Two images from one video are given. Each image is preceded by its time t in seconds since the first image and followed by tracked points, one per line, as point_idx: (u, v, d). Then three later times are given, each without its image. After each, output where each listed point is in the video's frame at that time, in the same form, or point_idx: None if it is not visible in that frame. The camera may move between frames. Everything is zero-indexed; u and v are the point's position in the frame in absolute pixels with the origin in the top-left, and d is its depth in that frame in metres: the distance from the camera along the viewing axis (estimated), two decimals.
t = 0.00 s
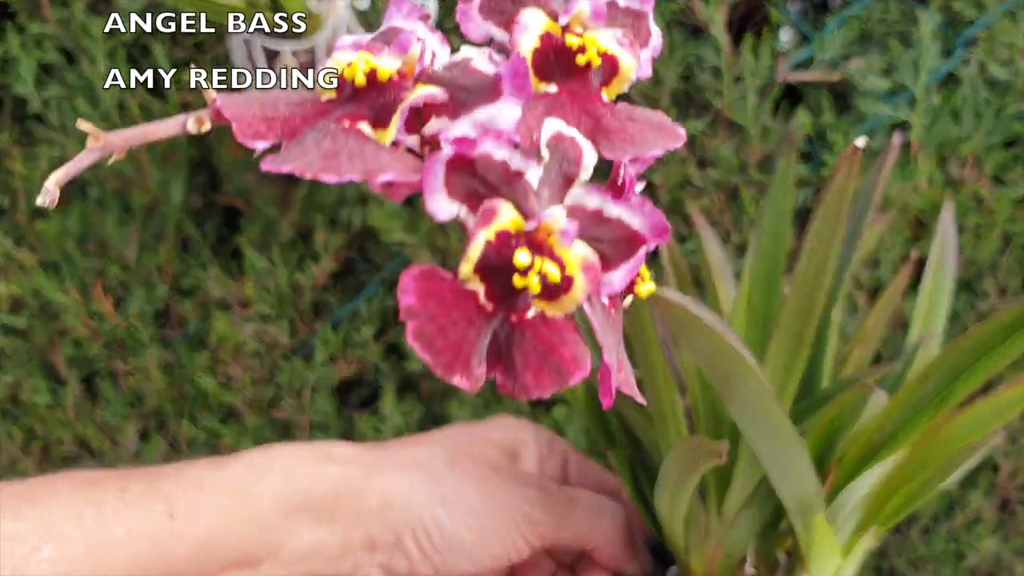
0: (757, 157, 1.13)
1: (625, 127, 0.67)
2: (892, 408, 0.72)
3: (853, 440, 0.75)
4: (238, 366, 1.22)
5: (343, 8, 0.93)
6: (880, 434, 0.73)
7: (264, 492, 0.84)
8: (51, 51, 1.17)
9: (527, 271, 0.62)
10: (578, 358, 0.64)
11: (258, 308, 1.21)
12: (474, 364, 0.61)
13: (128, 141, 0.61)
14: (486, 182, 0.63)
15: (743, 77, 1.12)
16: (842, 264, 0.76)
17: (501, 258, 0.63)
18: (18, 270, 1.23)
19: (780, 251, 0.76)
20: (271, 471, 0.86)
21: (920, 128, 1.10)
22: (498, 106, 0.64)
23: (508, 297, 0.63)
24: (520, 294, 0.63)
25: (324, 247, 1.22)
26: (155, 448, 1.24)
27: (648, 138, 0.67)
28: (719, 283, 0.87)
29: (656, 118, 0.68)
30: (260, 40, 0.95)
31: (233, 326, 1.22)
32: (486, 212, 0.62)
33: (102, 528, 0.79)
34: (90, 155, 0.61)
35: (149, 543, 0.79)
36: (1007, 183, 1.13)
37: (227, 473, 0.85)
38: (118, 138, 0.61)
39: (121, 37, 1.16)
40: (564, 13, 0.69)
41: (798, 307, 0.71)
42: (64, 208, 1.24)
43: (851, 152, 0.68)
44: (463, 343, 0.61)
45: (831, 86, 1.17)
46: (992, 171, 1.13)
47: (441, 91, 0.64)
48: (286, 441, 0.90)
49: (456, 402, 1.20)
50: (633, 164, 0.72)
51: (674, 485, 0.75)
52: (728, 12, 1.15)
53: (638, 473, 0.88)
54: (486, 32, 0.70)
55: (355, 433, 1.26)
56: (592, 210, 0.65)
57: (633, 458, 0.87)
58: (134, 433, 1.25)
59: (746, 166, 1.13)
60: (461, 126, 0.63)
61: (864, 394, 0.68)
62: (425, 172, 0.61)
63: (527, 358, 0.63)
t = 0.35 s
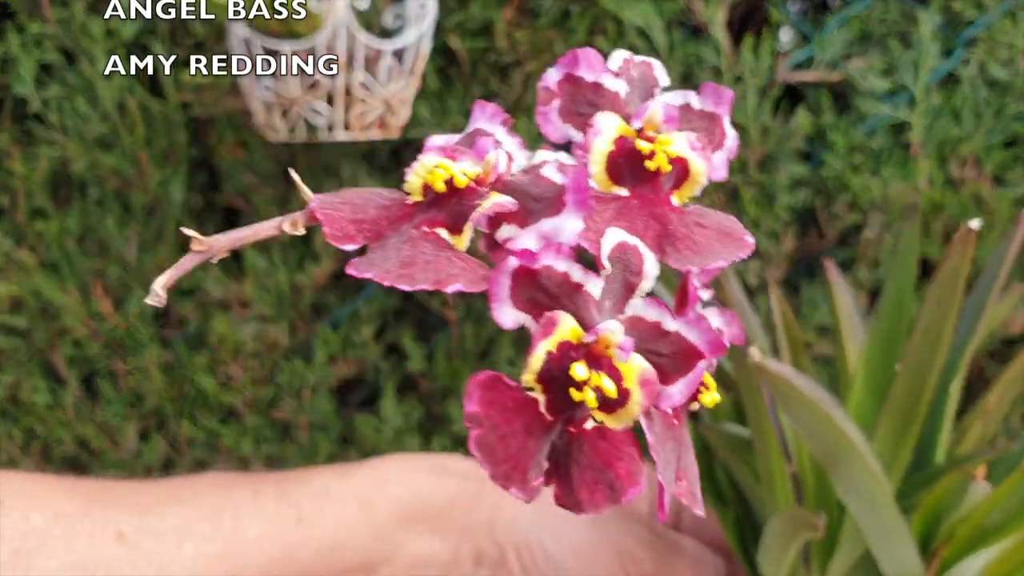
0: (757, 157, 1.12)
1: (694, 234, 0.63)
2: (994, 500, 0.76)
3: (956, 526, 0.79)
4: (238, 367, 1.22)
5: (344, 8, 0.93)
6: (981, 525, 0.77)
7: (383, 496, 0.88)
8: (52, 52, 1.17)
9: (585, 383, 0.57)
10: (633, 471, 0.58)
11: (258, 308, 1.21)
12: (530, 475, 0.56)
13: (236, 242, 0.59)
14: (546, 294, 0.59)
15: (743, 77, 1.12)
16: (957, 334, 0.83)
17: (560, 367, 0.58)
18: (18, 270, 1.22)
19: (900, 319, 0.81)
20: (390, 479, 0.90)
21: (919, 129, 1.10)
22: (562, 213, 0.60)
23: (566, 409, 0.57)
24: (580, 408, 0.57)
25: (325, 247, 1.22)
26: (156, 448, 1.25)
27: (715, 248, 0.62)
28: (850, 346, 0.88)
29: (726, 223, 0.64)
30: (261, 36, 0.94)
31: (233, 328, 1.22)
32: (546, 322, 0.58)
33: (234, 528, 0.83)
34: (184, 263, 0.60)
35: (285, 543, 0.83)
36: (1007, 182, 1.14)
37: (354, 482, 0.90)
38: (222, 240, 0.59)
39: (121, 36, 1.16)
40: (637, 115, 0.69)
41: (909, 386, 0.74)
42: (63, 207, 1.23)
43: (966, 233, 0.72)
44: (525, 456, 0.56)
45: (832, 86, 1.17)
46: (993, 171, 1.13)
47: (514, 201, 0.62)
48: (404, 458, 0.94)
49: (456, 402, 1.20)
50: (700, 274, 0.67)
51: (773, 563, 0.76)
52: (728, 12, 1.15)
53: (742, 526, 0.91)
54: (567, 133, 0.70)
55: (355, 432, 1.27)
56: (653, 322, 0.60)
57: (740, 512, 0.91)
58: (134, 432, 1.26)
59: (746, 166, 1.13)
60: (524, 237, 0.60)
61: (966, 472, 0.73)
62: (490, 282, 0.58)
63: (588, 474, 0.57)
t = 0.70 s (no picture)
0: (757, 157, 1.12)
1: (754, 264, 0.65)
2: None
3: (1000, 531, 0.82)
4: (237, 366, 1.23)
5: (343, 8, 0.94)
6: None
7: (434, 481, 0.80)
8: (52, 52, 1.17)
9: (636, 403, 0.58)
10: (676, 488, 0.57)
11: (258, 308, 1.21)
12: (579, 485, 0.57)
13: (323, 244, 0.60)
14: (604, 315, 0.60)
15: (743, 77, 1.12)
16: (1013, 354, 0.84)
17: (616, 383, 0.59)
18: (18, 270, 1.22)
19: (951, 333, 0.84)
20: (440, 468, 0.82)
21: (919, 129, 1.10)
22: (628, 240, 0.61)
23: (615, 423, 0.58)
24: (628, 426, 0.58)
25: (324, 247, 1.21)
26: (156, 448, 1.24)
27: (774, 281, 0.64)
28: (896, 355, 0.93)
29: (787, 254, 0.66)
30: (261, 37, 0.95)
31: (233, 326, 1.23)
32: (603, 343, 0.59)
33: (291, 508, 0.74)
34: (274, 261, 0.60)
35: (335, 524, 0.75)
36: (1008, 182, 1.14)
37: (404, 465, 0.82)
38: (309, 242, 0.60)
39: (120, 36, 1.15)
40: (711, 145, 0.69)
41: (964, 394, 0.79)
42: (63, 207, 1.23)
43: None
44: (570, 470, 0.57)
45: (832, 86, 1.17)
46: (992, 172, 1.13)
47: (581, 220, 0.63)
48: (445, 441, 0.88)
49: (456, 402, 1.20)
50: (755, 307, 0.69)
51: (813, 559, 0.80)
52: (728, 12, 1.15)
53: (783, 524, 0.95)
54: (640, 154, 0.70)
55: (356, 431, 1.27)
56: (705, 348, 0.60)
57: (780, 510, 0.95)
58: (134, 432, 1.26)
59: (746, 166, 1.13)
60: (589, 260, 0.61)
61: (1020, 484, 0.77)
62: (552, 300, 0.59)
63: (635, 487, 0.57)
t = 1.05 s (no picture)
0: (757, 158, 1.13)
1: (636, 383, 0.46)
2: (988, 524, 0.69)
3: (950, 547, 0.73)
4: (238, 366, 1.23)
5: (344, 8, 0.93)
6: (977, 550, 0.71)
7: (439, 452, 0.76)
8: (52, 52, 1.17)
9: (499, 541, 0.45)
10: None
11: (260, 307, 1.21)
12: None
13: (204, 392, 0.39)
14: (472, 453, 0.44)
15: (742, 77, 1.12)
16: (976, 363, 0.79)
17: (485, 521, 0.45)
18: (19, 269, 1.22)
19: (929, 329, 0.77)
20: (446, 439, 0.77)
21: (918, 130, 1.11)
22: (505, 382, 0.44)
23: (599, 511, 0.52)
24: (497, 561, 0.46)
25: (325, 247, 1.22)
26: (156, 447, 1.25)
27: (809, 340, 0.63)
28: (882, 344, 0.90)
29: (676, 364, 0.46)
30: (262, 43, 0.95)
31: (234, 326, 1.23)
32: (471, 482, 0.45)
33: (290, 483, 0.67)
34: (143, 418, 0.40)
35: (333, 499, 0.68)
36: (1007, 182, 1.14)
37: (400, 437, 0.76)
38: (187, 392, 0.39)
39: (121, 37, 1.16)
40: (602, 257, 0.50)
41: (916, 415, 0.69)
42: (65, 207, 1.23)
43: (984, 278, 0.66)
44: None
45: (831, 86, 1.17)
46: (991, 171, 1.13)
47: (464, 354, 0.44)
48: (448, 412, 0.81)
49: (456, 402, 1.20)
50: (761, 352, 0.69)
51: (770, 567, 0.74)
52: (728, 13, 1.15)
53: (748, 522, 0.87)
54: (535, 268, 0.50)
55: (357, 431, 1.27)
56: (572, 480, 0.45)
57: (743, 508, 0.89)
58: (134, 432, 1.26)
59: (746, 166, 1.14)
60: (457, 404, 0.44)
61: None
62: (446, 439, 0.44)
63: None
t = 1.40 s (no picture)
0: (755, 158, 1.14)
1: (740, 376, 0.59)
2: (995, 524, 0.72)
3: (958, 546, 0.75)
4: (239, 366, 1.23)
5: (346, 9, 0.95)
6: (984, 548, 0.73)
7: (424, 472, 0.67)
8: (54, 53, 1.18)
9: (624, 532, 0.56)
10: None
11: (261, 306, 1.22)
12: None
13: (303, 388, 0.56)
14: (592, 453, 0.56)
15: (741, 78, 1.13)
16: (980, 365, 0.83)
17: (605, 515, 0.57)
18: (21, 269, 1.23)
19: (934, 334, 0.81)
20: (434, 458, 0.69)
21: (915, 131, 1.11)
22: (619, 383, 0.54)
23: (603, 546, 0.57)
24: (617, 549, 0.57)
25: (325, 247, 1.22)
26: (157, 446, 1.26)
27: (757, 395, 0.58)
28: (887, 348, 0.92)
29: (771, 357, 0.59)
30: (265, 42, 0.96)
31: (234, 326, 1.23)
32: (592, 477, 0.56)
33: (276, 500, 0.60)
34: (251, 412, 0.57)
35: (323, 519, 0.61)
36: (1005, 183, 1.14)
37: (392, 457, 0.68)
38: (288, 388, 0.56)
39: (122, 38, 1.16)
40: (700, 256, 0.61)
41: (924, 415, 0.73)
42: (66, 208, 1.24)
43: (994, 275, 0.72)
44: None
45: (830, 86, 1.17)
46: (989, 172, 1.13)
47: (573, 359, 0.54)
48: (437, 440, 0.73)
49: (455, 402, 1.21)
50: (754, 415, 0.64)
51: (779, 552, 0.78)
52: (727, 14, 1.16)
53: (756, 520, 0.91)
54: (627, 269, 0.61)
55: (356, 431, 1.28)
56: (694, 469, 0.57)
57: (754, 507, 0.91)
58: (135, 431, 1.27)
59: (744, 167, 1.14)
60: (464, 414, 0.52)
61: None
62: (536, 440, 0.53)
63: None
